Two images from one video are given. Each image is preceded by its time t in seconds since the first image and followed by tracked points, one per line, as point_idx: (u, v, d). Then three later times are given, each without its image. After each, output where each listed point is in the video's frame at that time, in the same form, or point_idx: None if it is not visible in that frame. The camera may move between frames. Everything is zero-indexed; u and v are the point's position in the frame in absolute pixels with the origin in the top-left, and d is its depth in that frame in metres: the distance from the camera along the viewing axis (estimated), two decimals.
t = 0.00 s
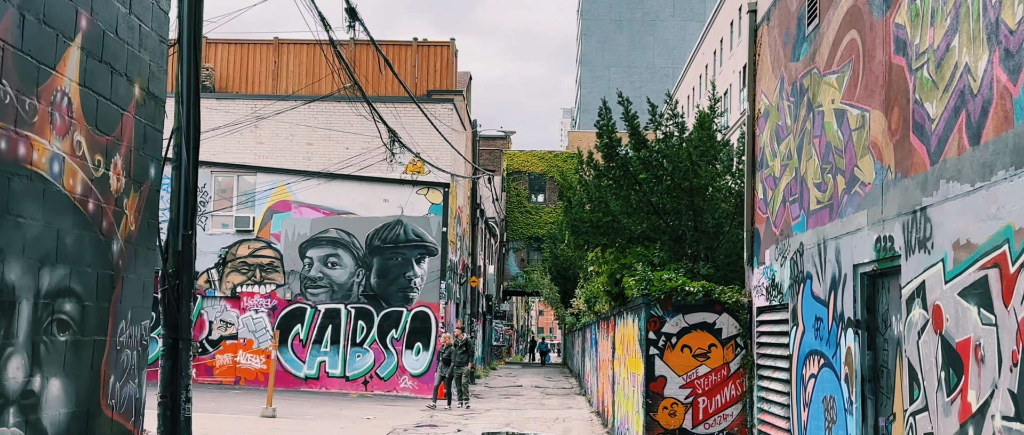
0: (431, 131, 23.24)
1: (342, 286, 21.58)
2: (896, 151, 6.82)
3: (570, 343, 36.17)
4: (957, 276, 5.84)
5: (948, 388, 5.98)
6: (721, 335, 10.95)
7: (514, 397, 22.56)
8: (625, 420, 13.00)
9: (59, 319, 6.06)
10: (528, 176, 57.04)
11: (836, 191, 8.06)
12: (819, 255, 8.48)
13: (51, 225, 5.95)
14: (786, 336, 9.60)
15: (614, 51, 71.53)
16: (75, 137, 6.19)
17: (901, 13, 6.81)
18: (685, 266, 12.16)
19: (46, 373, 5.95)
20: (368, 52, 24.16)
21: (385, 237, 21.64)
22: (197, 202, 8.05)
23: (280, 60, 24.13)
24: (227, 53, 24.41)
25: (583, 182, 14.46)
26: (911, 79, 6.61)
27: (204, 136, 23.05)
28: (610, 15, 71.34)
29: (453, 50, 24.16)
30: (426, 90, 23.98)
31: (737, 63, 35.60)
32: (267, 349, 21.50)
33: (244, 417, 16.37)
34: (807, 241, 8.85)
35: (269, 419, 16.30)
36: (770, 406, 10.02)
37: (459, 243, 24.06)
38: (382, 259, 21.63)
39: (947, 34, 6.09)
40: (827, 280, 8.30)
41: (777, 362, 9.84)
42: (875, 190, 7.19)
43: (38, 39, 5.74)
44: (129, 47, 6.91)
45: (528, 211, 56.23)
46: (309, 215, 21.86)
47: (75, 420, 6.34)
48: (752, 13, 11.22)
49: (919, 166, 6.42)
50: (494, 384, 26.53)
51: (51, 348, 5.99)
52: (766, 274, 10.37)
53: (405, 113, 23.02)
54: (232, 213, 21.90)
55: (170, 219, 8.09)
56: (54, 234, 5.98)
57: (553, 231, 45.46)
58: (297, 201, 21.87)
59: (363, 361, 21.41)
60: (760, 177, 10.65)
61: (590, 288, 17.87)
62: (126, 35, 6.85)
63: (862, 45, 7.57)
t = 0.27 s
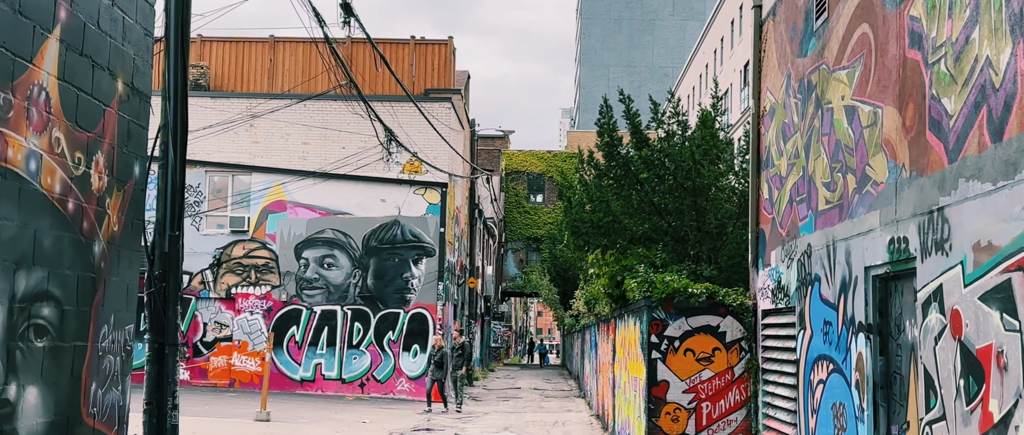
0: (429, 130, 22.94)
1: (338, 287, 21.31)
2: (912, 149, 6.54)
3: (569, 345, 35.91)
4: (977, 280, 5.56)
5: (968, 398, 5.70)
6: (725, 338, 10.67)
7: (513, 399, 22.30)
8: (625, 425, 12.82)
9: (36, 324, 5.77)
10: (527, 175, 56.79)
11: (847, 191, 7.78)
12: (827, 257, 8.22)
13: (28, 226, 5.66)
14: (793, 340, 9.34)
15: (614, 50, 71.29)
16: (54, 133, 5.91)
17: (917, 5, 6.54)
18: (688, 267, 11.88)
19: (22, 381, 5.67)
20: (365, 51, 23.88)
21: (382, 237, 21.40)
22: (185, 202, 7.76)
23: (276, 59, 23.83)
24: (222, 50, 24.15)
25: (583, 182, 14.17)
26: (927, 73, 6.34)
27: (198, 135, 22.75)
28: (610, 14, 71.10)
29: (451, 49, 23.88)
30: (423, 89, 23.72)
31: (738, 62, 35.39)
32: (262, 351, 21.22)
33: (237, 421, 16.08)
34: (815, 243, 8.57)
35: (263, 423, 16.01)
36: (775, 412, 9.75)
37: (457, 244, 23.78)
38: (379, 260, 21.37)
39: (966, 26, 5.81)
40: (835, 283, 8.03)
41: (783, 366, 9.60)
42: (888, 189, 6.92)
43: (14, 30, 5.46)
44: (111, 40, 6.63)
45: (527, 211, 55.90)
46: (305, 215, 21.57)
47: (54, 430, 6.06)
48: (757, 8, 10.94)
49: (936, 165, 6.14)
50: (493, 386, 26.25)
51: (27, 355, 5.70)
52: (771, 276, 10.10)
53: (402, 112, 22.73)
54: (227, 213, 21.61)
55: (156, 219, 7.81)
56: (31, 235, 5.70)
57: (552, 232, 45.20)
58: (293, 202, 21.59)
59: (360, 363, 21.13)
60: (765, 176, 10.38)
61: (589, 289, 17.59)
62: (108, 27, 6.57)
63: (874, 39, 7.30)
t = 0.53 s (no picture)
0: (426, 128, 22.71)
1: (334, 287, 21.10)
2: (924, 140, 6.30)
3: (568, 345, 35.67)
4: (994, 275, 5.31)
5: (985, 399, 5.45)
6: (727, 338, 10.41)
7: (510, 400, 22.05)
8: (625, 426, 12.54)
9: (11, 323, 5.52)
10: (525, 175, 56.56)
11: (854, 185, 7.54)
12: (833, 254, 7.98)
13: (2, 219, 5.40)
14: (797, 339, 9.12)
15: (612, 50, 71.10)
16: (30, 123, 5.66)
17: None
18: (689, 265, 11.66)
19: None
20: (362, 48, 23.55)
21: (378, 236, 21.18)
22: (169, 196, 7.52)
23: (271, 55, 23.57)
24: (216, 47, 23.79)
25: (582, 179, 13.92)
26: (941, 62, 6.09)
27: (192, 133, 22.46)
28: (608, 13, 70.90)
29: (449, 46, 23.56)
30: (420, 86, 23.48)
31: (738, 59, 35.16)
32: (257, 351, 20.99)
33: (230, 422, 15.81)
34: (821, 239, 8.33)
35: (256, 424, 15.75)
36: (780, 414, 9.51)
37: (454, 243, 23.52)
38: (376, 259, 21.16)
39: (983, 11, 5.55)
40: (842, 281, 7.79)
41: (788, 366, 9.37)
42: (899, 183, 6.68)
43: None
44: (91, 26, 6.39)
45: (525, 211, 55.58)
46: (300, 213, 21.26)
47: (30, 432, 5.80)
48: None
49: (951, 156, 5.90)
50: (491, 387, 26.02)
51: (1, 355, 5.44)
52: (775, 275, 9.86)
53: (399, 110, 22.48)
54: (222, 212, 21.37)
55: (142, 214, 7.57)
56: (6, 229, 5.44)
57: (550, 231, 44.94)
58: (288, 200, 21.28)
59: (356, 364, 20.88)
60: (768, 172, 10.14)
61: (588, 289, 17.39)
62: (88, 12, 6.32)
63: (883, 28, 7.06)
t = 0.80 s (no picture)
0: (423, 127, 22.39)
1: (328, 287, 20.83)
2: (938, 135, 6.04)
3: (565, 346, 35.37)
4: (1015, 276, 5.03)
5: (1005, 406, 5.18)
6: (730, 340, 10.18)
7: (507, 402, 21.79)
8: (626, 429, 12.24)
9: None
10: (522, 175, 56.26)
11: (863, 182, 7.27)
12: (841, 254, 7.72)
13: None
14: (803, 342, 8.85)
15: (610, 49, 70.84)
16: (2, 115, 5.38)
17: None
18: (690, 265, 11.42)
19: None
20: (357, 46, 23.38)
21: (374, 236, 20.88)
22: (152, 194, 7.37)
23: (266, 53, 23.29)
24: (210, 46, 23.54)
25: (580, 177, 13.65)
26: (956, 53, 5.83)
27: (185, 131, 22.16)
28: (607, 13, 70.65)
29: (446, 45, 23.25)
30: (416, 84, 23.22)
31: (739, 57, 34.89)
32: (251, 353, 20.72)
33: (222, 426, 15.53)
34: (828, 238, 8.08)
35: (248, 428, 15.46)
36: (783, 418, 9.30)
37: (451, 243, 23.24)
38: (371, 260, 20.88)
39: None
40: (850, 281, 7.53)
41: (792, 369, 9.11)
42: (911, 179, 6.42)
43: None
44: (70, 15, 6.14)
45: (523, 211, 55.29)
46: (294, 213, 21.03)
47: None
48: None
49: (967, 151, 5.63)
50: (488, 389, 25.75)
51: None
52: (779, 275, 9.60)
53: (395, 108, 22.18)
54: (215, 211, 21.11)
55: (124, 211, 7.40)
56: None
57: (548, 231, 44.64)
58: (282, 200, 21.02)
59: (351, 366, 20.63)
60: (772, 170, 9.89)
61: (587, 290, 17.14)
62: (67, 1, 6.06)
63: (894, 19, 6.80)
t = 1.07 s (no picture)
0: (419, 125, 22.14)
1: (324, 288, 20.58)
2: (959, 126, 5.77)
3: (564, 347, 35.08)
4: None
5: None
6: (735, 341, 9.89)
7: (506, 404, 21.53)
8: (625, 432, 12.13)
9: None
10: (520, 175, 55.93)
11: (878, 177, 7.00)
12: (853, 251, 7.47)
13: None
14: (811, 342, 8.59)
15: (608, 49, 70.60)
16: None
17: None
18: (694, 264, 11.17)
19: None
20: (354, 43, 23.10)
21: (370, 236, 20.64)
22: (140, 190, 7.24)
23: (261, 50, 22.99)
24: (205, 43, 23.22)
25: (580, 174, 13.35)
26: (978, 40, 5.55)
27: (178, 129, 21.84)
28: (604, 12, 70.41)
29: (443, 42, 23.07)
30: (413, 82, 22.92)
31: (739, 55, 34.63)
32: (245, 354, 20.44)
33: (215, 429, 15.23)
34: (839, 236, 7.82)
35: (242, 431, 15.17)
36: (790, 421, 9.03)
37: (448, 243, 22.98)
38: (367, 260, 20.62)
39: None
40: (863, 280, 7.28)
41: (800, 370, 8.85)
42: (929, 173, 6.16)
43: None
44: None
45: (521, 211, 55.19)
46: (289, 212, 20.72)
47: None
48: None
49: (990, 142, 5.35)
50: (486, 390, 25.47)
51: None
52: (786, 274, 9.34)
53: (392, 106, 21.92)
54: (209, 211, 20.83)
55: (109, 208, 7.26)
56: None
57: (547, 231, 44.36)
58: (277, 199, 20.74)
59: (347, 367, 20.36)
60: (779, 166, 9.63)
61: (587, 290, 16.88)
62: None
63: (910, 7, 6.53)
